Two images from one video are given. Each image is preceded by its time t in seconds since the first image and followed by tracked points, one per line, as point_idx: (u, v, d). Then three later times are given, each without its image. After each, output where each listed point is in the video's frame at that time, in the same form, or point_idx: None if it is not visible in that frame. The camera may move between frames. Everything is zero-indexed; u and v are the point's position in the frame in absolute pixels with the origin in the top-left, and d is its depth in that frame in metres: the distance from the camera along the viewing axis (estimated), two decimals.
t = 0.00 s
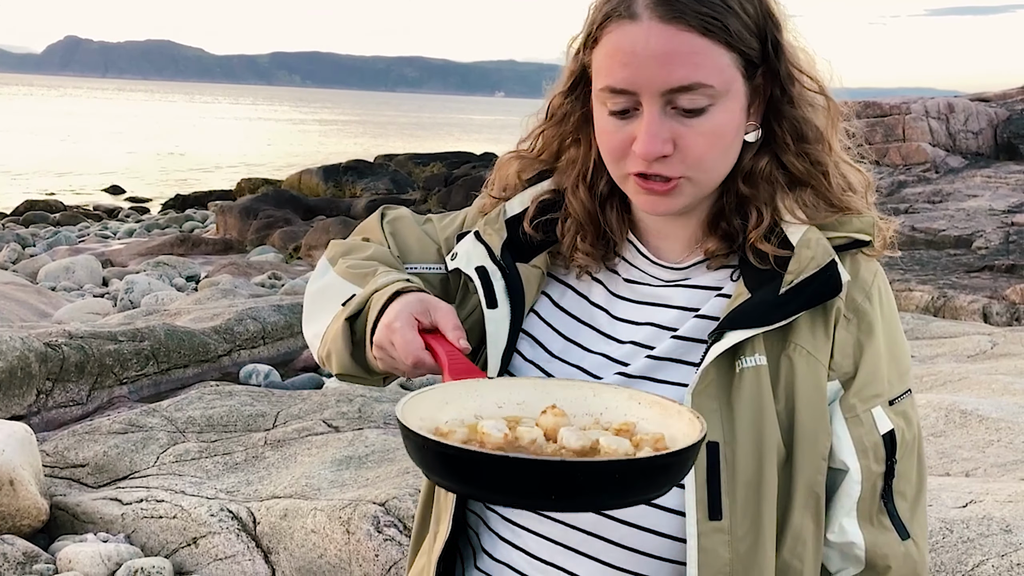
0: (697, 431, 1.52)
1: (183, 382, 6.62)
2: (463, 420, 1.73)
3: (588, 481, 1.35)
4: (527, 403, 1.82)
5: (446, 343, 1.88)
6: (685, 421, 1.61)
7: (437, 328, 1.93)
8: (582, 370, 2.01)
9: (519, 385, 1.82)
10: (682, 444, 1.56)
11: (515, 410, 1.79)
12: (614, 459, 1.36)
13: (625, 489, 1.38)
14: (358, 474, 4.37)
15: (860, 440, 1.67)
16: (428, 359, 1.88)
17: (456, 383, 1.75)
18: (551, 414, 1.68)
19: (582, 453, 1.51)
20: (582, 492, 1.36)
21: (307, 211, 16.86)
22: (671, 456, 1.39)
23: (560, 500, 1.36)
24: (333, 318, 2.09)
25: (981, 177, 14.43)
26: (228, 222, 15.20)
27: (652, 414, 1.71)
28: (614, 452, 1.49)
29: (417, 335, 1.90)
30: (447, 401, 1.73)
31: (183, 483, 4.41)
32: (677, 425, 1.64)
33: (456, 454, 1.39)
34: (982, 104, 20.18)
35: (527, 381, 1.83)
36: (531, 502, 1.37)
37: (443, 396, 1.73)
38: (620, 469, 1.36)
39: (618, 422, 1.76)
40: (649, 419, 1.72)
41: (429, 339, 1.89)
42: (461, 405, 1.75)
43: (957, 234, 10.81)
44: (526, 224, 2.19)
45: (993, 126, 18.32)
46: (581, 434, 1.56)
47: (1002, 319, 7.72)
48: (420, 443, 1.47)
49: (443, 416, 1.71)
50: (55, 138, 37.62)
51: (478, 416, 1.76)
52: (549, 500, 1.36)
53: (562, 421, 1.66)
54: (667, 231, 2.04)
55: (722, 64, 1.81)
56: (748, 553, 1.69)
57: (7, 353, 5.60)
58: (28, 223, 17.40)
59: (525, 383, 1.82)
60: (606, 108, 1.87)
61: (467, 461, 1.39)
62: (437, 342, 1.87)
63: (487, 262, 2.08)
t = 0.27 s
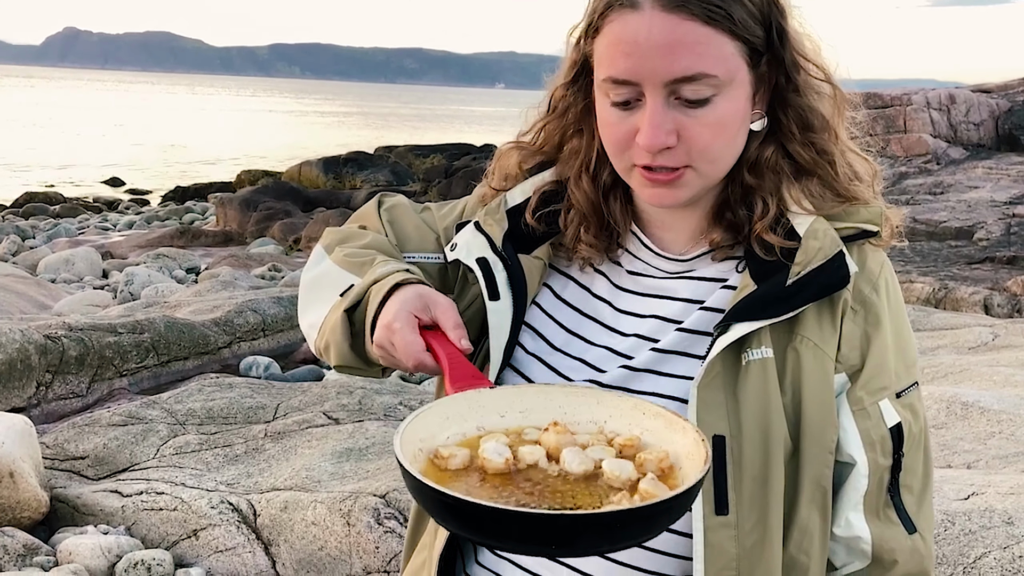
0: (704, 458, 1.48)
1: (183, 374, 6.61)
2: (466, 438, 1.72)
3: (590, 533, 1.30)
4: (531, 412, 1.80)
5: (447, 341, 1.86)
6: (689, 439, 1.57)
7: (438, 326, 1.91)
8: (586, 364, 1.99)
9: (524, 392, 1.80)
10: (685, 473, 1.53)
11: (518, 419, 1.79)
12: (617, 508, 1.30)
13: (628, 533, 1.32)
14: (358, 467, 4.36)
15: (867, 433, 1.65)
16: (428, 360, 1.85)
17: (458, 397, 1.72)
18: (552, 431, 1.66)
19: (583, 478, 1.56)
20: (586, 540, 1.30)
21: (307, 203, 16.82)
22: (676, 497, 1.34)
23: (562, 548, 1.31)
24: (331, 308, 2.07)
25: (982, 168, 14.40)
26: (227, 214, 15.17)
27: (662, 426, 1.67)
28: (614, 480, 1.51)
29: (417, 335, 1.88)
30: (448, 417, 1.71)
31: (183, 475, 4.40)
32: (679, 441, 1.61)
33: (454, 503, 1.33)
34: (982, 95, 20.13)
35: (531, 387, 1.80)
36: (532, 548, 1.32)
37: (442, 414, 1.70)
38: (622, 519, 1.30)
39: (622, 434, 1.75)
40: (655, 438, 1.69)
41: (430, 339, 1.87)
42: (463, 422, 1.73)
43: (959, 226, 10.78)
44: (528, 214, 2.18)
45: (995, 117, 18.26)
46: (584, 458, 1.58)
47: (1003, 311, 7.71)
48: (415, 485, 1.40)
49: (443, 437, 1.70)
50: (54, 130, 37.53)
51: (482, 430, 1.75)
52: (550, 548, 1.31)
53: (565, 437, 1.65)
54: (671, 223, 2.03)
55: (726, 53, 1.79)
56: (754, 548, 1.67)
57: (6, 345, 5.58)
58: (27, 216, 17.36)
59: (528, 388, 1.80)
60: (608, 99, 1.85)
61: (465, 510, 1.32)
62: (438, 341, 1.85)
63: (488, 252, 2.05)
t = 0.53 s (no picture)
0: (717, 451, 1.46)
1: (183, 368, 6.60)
2: (468, 425, 1.70)
3: (606, 508, 1.28)
4: (534, 405, 1.79)
5: (449, 335, 1.84)
6: (701, 435, 1.55)
7: (441, 321, 1.89)
8: (588, 355, 1.97)
9: (527, 387, 1.79)
10: (695, 468, 1.50)
11: (521, 413, 1.77)
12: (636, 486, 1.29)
13: (640, 516, 1.31)
14: (358, 460, 4.35)
15: (874, 424, 1.63)
16: (431, 352, 1.84)
17: (464, 384, 1.72)
18: (559, 422, 1.65)
19: (590, 467, 1.54)
20: (603, 516, 1.29)
21: (307, 196, 16.79)
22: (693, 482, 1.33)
23: (577, 524, 1.29)
24: (331, 303, 2.05)
25: (983, 161, 14.37)
26: (227, 208, 15.14)
27: (670, 426, 1.65)
28: (622, 469, 1.48)
29: (420, 327, 1.86)
30: (454, 401, 1.70)
31: (183, 469, 4.39)
32: (692, 441, 1.58)
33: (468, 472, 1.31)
34: (983, 88, 20.07)
35: (535, 382, 1.80)
36: (545, 523, 1.30)
37: (449, 397, 1.69)
38: (639, 497, 1.29)
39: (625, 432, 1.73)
40: (662, 434, 1.66)
41: (433, 332, 1.85)
42: (466, 410, 1.72)
43: (959, 218, 10.75)
44: (530, 205, 2.16)
45: (995, 109, 18.22)
46: (592, 447, 1.56)
47: (1004, 303, 7.69)
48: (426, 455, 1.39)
49: (449, 421, 1.68)
50: (54, 125, 37.48)
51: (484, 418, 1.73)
52: (564, 524, 1.29)
53: (571, 429, 1.64)
54: (674, 215, 2.01)
55: (730, 43, 1.77)
56: (760, 540, 1.66)
57: (6, 339, 5.56)
58: (26, 210, 17.33)
59: (533, 385, 1.79)
60: (610, 89, 1.83)
61: (479, 479, 1.31)
62: (442, 335, 1.84)
63: (488, 243, 2.04)
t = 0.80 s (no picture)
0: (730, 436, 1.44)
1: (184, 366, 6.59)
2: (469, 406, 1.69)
3: (621, 483, 1.28)
4: (538, 391, 1.76)
5: (453, 322, 1.83)
6: (709, 423, 1.54)
7: (443, 306, 1.88)
8: (590, 353, 1.96)
9: (532, 374, 1.76)
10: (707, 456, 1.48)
11: (524, 399, 1.75)
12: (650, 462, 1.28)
13: (653, 495, 1.30)
14: (359, 458, 4.33)
15: (879, 424, 1.62)
16: (433, 337, 1.83)
17: (471, 366, 1.73)
18: (567, 406, 1.63)
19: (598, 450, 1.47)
20: (617, 492, 1.28)
21: (307, 194, 16.77)
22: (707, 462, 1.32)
23: (589, 499, 1.29)
24: (331, 292, 2.03)
25: (984, 157, 14.35)
26: (228, 206, 15.13)
27: (680, 418, 1.63)
28: (632, 451, 1.44)
29: (424, 312, 1.85)
30: (459, 383, 1.69)
31: (184, 468, 4.38)
32: (701, 428, 1.57)
33: (481, 441, 1.31)
34: (985, 85, 20.03)
35: (542, 370, 1.77)
36: (558, 498, 1.29)
37: (455, 377, 1.69)
38: (654, 472, 1.29)
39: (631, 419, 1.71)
40: (668, 426, 1.64)
41: (436, 317, 1.84)
42: (468, 392, 1.71)
43: (961, 215, 10.73)
44: (530, 201, 2.14)
45: (997, 106, 18.17)
46: (599, 431, 1.50)
47: (1006, 300, 7.67)
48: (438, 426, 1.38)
49: (456, 399, 1.68)
50: (54, 123, 37.44)
51: (488, 403, 1.72)
52: (578, 498, 1.29)
53: (578, 413, 1.62)
54: (679, 210, 1.99)
55: (737, 38, 1.75)
56: (765, 541, 1.65)
57: (6, 338, 5.55)
58: (26, 209, 17.32)
59: (539, 372, 1.77)
60: (615, 87, 1.81)
61: (492, 448, 1.30)
62: (446, 321, 1.82)
63: (488, 239, 2.03)
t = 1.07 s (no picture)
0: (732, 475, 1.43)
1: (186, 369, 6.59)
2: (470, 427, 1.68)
3: (619, 532, 1.25)
4: (538, 410, 1.76)
5: (456, 328, 1.82)
6: (711, 457, 1.51)
7: (447, 313, 1.86)
8: (597, 358, 1.95)
9: (533, 392, 1.76)
10: (707, 494, 1.48)
11: (524, 417, 1.75)
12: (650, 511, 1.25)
13: (655, 540, 1.28)
14: (362, 462, 4.33)
15: (888, 432, 1.61)
16: (435, 345, 1.81)
17: (474, 386, 1.70)
18: (568, 432, 1.63)
19: (597, 482, 1.49)
20: (616, 539, 1.26)
21: (309, 197, 16.78)
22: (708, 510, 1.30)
23: (587, 545, 1.26)
24: (334, 287, 2.02)
25: (987, 158, 14.33)
26: (230, 209, 15.14)
27: (679, 447, 1.61)
28: (631, 488, 1.46)
29: (427, 318, 1.83)
30: (459, 402, 1.68)
31: (187, 471, 4.38)
32: (699, 463, 1.56)
33: (479, 482, 1.28)
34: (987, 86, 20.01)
35: (543, 386, 1.77)
36: (558, 542, 1.27)
37: (455, 397, 1.67)
38: (653, 522, 1.26)
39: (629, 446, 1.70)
40: (667, 454, 1.64)
41: (439, 323, 1.82)
42: (467, 412, 1.69)
43: (964, 216, 10.71)
44: (536, 204, 2.14)
45: (999, 107, 18.15)
46: (599, 460, 1.52)
47: (1009, 301, 7.65)
48: (437, 462, 1.36)
49: (454, 421, 1.66)
50: (57, 127, 37.48)
51: (489, 422, 1.71)
52: (576, 545, 1.26)
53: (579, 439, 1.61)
54: (686, 214, 1.99)
55: (747, 44, 1.75)
56: (771, 550, 1.64)
57: (9, 341, 5.55)
58: (29, 211, 17.34)
59: (540, 388, 1.76)
60: (623, 93, 1.80)
61: (490, 490, 1.27)
62: (449, 328, 1.80)
63: (494, 239, 2.02)
